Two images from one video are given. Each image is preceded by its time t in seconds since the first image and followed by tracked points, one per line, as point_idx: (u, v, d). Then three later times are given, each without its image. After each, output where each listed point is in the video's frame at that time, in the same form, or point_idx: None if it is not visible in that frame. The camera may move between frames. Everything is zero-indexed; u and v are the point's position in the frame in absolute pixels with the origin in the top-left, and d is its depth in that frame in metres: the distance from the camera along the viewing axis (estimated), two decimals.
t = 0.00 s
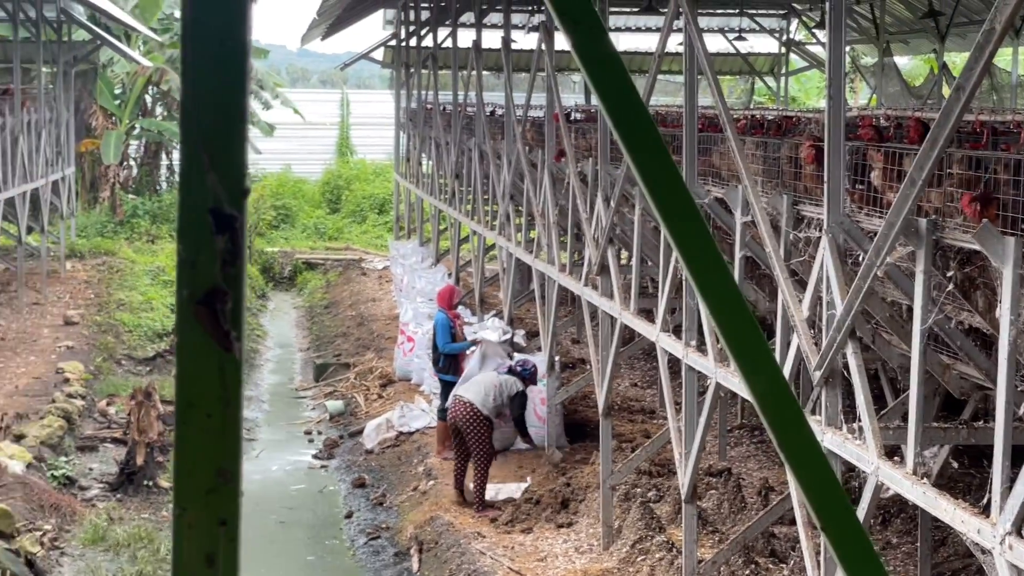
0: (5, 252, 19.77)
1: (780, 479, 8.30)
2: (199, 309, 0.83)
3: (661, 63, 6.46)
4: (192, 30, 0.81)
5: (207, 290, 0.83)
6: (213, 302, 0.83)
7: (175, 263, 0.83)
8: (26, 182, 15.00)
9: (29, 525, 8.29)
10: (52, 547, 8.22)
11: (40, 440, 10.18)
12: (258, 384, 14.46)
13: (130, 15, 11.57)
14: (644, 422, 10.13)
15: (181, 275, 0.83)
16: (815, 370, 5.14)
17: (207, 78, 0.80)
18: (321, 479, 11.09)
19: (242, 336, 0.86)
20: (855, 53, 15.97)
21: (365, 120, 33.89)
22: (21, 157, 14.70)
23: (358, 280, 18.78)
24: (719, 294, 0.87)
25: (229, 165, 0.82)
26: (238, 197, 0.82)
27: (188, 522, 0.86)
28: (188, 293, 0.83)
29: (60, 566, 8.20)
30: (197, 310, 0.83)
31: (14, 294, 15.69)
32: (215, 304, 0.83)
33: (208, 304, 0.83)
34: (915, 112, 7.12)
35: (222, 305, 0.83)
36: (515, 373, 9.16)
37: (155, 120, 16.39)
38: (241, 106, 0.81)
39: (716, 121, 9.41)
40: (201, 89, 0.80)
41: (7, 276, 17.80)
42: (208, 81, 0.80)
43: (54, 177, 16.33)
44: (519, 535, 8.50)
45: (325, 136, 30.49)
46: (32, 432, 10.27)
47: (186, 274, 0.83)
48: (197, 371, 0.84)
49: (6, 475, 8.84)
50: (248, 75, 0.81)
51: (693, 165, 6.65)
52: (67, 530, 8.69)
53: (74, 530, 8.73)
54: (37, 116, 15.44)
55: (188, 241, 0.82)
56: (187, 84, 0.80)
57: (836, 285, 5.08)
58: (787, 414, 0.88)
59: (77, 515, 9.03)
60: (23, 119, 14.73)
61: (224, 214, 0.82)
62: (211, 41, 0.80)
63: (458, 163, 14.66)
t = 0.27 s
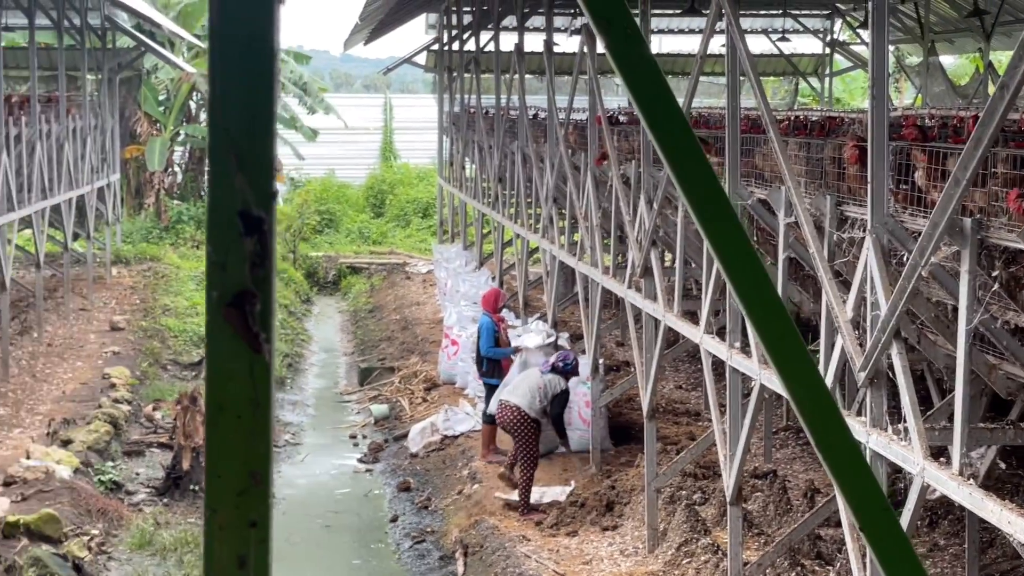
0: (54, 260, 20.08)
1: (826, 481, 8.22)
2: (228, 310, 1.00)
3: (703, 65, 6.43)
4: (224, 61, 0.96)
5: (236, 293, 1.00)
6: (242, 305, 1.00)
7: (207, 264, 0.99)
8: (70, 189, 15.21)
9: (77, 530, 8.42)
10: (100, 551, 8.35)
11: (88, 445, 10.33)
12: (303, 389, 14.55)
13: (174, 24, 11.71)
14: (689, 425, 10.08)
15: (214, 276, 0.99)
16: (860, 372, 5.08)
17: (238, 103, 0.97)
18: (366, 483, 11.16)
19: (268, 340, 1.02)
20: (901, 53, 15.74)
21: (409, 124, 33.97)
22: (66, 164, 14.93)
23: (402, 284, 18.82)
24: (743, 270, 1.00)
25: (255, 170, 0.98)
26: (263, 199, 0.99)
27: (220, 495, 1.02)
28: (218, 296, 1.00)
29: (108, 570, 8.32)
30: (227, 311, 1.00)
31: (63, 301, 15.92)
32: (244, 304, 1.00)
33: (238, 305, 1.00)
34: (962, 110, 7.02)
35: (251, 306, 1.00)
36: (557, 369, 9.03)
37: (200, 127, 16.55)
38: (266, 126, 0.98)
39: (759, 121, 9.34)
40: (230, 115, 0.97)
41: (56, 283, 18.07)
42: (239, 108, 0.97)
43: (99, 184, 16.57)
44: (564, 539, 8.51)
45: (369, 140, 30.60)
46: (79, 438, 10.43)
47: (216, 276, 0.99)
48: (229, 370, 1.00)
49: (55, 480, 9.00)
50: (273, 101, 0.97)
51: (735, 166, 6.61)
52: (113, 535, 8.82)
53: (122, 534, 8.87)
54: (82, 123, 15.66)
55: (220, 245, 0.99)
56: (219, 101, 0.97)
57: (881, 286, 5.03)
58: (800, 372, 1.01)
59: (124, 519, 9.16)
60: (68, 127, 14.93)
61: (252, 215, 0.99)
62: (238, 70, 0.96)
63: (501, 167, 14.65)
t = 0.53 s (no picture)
0: (111, 265, 20.47)
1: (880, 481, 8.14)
2: (262, 328, 0.84)
3: (752, 64, 6.39)
4: (251, 50, 0.83)
5: (271, 310, 0.84)
6: (278, 323, 0.83)
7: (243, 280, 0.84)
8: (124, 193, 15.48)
9: (132, 532, 8.55)
10: (155, 554, 8.48)
11: (142, 448, 10.50)
12: (355, 391, 14.70)
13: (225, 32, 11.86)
14: (740, 425, 10.02)
15: (247, 292, 0.84)
16: (911, 373, 5.03)
17: (269, 99, 0.83)
18: (418, 485, 11.21)
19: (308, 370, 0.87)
20: (956, 48, 15.54)
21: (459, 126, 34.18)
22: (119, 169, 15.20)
23: (453, 286, 18.94)
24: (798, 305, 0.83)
25: (291, 171, 0.83)
26: (299, 209, 0.83)
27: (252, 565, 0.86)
28: (253, 313, 0.84)
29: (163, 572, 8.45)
30: (261, 331, 0.84)
31: (118, 305, 16.20)
32: (281, 323, 0.84)
33: (274, 324, 0.84)
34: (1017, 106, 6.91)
35: (288, 329, 0.84)
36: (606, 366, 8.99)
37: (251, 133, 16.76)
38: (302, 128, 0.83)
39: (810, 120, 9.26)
40: (260, 116, 0.83)
41: (112, 287, 18.42)
42: (270, 100, 0.83)
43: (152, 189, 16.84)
44: (616, 540, 8.50)
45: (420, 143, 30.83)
46: (133, 441, 10.59)
47: (251, 294, 0.84)
48: (264, 405, 0.85)
49: (110, 482, 9.16)
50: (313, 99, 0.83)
51: (785, 166, 6.56)
52: (168, 537, 8.96)
53: (176, 536, 8.99)
54: (135, 129, 15.93)
55: (254, 259, 0.84)
56: (251, 98, 0.83)
57: (932, 286, 4.98)
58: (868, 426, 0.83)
59: (178, 522, 9.30)
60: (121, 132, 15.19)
61: (287, 228, 0.83)
62: (267, 67, 0.83)
63: (551, 168, 14.69)
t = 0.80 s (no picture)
0: (171, 272, 20.84)
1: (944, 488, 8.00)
2: (304, 362, 0.89)
3: (808, 67, 6.33)
4: (287, 94, 0.88)
5: (311, 343, 0.89)
6: (318, 356, 0.89)
7: (283, 320, 0.89)
8: (182, 202, 15.76)
9: (192, 539, 8.70)
10: (215, 561, 8.62)
11: (201, 455, 10.66)
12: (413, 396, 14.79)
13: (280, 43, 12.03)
14: (800, 430, 9.92)
15: (287, 327, 0.89)
16: (972, 379, 4.95)
17: (304, 138, 0.88)
18: (477, 490, 11.24)
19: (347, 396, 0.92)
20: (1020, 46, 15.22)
21: (516, 130, 34.22)
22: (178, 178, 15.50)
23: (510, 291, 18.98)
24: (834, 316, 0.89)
25: (328, 209, 0.88)
26: (339, 246, 0.89)
27: None
28: (292, 347, 0.89)
29: None
30: (302, 364, 0.89)
31: (177, 312, 16.48)
32: (320, 357, 0.89)
33: (312, 358, 0.89)
34: None
35: (327, 361, 0.89)
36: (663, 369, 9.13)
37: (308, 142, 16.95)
38: (339, 169, 0.88)
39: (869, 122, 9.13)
40: (297, 155, 0.88)
41: (173, 294, 18.76)
42: (306, 139, 0.88)
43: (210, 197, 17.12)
44: (675, 546, 8.45)
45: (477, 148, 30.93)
46: (193, 448, 10.77)
47: (292, 335, 0.89)
48: (304, 432, 0.90)
49: (170, 490, 9.34)
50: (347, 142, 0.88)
51: (843, 170, 6.49)
52: (227, 544, 9.11)
53: (235, 544, 9.14)
54: (193, 137, 16.22)
55: (294, 294, 0.88)
56: (290, 139, 0.88)
57: (994, 291, 4.89)
58: (911, 421, 0.88)
59: (237, 529, 9.45)
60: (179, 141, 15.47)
61: (326, 263, 0.88)
62: (306, 108, 0.87)
63: (608, 172, 14.66)
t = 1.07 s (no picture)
0: (213, 275, 21.06)
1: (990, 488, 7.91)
2: (325, 368, 1.20)
3: (848, 65, 6.28)
4: (315, 146, 1.17)
5: (333, 350, 1.19)
6: (337, 364, 1.19)
7: (307, 327, 1.20)
8: (224, 205, 15.92)
9: (235, 540, 8.78)
10: (259, 562, 8.70)
11: (244, 456, 10.78)
12: (455, 397, 14.83)
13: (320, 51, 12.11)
14: (843, 430, 9.84)
15: (311, 336, 1.19)
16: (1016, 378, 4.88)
17: (327, 178, 1.17)
18: (519, 491, 11.27)
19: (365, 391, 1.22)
20: None
21: (558, 130, 34.10)
22: (220, 180, 15.67)
23: (552, 291, 18.93)
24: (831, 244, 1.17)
25: (345, 232, 1.17)
26: (357, 260, 1.18)
27: (321, 544, 1.21)
28: (315, 353, 1.20)
29: None
30: (324, 369, 1.20)
31: (220, 314, 16.64)
32: (340, 363, 1.20)
33: (334, 364, 1.19)
34: None
35: (346, 361, 1.20)
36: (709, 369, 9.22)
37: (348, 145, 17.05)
38: (357, 199, 1.17)
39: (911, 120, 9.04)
40: (323, 194, 1.17)
41: (216, 296, 18.94)
42: (330, 176, 1.17)
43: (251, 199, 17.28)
44: (718, 547, 8.42)
45: (518, 148, 30.88)
46: (236, 449, 10.89)
47: (314, 339, 1.20)
48: (327, 416, 1.20)
49: (213, 491, 9.47)
50: (362, 180, 1.17)
51: (884, 169, 6.43)
52: (271, 545, 9.21)
53: (278, 545, 9.24)
54: (234, 140, 16.38)
55: (319, 306, 1.19)
56: (314, 180, 1.17)
57: None
58: (896, 356, 1.17)
59: (280, 531, 9.55)
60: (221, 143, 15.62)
61: (346, 275, 1.18)
62: (327, 155, 1.17)
63: (649, 172, 14.59)
